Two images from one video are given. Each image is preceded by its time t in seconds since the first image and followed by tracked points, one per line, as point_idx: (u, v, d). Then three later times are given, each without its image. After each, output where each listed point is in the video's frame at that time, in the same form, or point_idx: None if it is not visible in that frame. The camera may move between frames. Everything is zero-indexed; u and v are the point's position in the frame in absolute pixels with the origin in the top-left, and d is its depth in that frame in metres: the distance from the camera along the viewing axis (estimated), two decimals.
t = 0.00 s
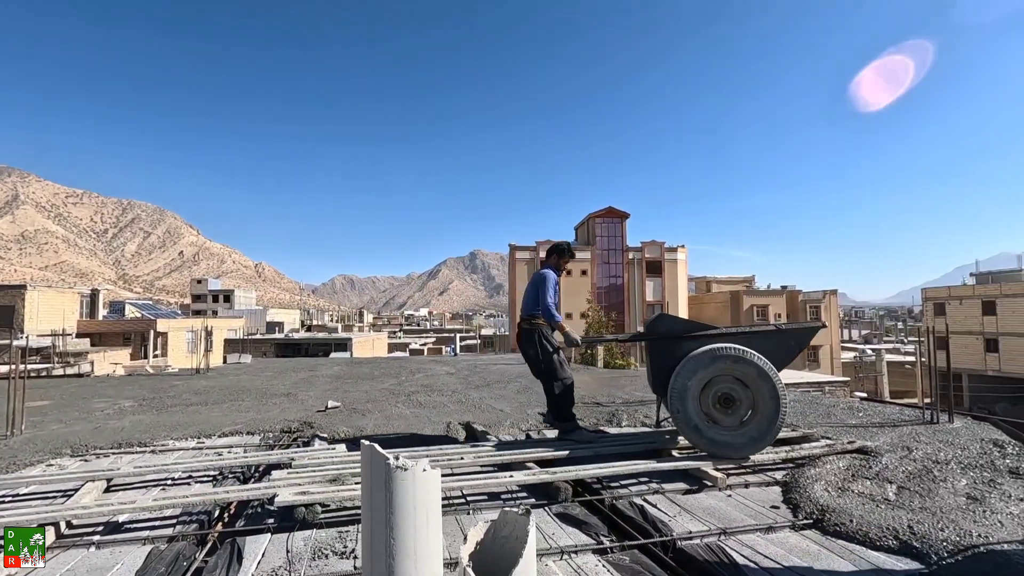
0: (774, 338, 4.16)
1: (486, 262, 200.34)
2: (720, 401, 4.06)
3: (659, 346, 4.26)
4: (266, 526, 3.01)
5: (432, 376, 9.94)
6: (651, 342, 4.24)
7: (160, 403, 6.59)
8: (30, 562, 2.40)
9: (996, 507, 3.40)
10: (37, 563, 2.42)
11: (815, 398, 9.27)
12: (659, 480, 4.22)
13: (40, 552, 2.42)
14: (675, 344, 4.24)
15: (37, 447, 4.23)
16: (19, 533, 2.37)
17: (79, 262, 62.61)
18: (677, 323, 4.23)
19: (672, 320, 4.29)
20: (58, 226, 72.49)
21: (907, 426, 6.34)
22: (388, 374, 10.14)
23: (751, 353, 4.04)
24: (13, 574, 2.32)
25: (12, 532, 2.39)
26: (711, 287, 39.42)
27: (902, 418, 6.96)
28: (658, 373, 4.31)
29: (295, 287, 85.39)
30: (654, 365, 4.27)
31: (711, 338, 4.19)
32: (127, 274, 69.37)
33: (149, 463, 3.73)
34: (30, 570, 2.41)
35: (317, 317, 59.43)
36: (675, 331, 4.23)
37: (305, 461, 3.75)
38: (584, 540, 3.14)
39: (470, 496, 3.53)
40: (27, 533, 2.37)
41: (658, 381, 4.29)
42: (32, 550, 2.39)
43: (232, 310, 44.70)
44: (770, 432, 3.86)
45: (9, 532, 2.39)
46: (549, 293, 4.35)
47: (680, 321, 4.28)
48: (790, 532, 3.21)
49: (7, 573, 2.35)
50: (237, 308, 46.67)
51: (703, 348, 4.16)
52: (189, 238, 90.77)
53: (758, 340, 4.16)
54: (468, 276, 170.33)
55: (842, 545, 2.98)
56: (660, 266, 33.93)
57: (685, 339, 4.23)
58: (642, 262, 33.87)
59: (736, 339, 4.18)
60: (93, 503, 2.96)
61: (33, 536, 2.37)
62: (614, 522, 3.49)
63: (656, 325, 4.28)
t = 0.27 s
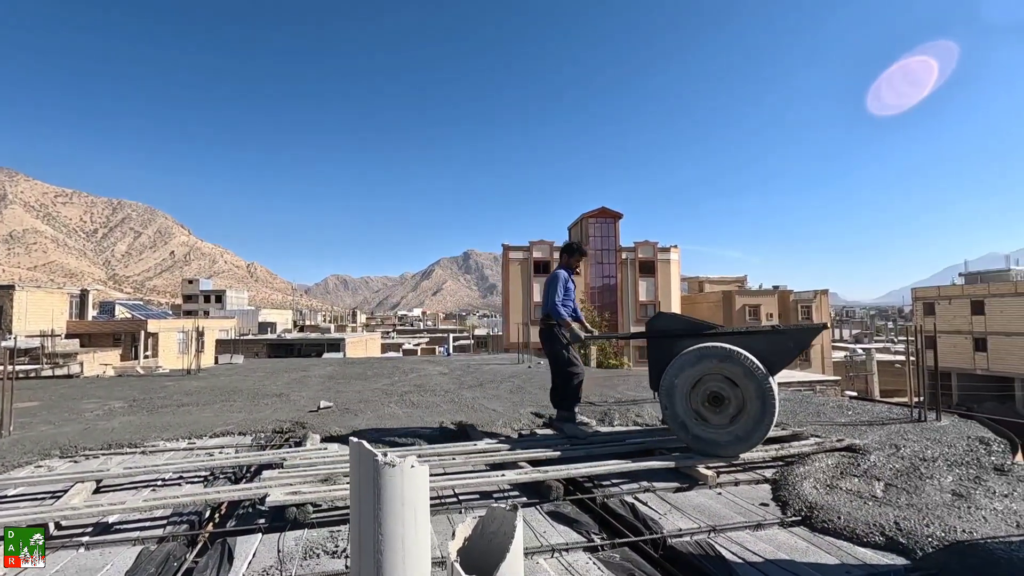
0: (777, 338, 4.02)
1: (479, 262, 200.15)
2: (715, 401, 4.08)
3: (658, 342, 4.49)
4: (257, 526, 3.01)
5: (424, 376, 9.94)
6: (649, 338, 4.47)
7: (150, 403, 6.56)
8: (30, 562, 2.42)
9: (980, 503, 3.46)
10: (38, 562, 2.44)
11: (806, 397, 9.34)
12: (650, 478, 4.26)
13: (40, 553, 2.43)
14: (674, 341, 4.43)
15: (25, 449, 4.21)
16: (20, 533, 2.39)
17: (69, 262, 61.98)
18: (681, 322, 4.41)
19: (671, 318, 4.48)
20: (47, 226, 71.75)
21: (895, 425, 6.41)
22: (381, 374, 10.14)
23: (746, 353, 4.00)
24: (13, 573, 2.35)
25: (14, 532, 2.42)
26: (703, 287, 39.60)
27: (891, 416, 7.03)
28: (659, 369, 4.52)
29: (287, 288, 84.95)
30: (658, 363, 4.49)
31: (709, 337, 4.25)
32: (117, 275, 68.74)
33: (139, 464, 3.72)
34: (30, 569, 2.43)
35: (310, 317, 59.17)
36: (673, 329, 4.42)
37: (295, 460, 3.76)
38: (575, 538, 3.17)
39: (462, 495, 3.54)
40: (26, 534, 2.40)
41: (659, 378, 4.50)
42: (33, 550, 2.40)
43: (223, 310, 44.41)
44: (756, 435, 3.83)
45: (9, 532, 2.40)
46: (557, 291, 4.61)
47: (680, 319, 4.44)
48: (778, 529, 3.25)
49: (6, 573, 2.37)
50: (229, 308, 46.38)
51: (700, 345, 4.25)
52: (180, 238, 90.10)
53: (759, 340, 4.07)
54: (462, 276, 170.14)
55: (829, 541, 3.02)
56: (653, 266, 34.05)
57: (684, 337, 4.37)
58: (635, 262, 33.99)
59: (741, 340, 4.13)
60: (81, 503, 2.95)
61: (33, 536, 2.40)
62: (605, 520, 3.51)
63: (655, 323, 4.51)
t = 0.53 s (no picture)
0: (773, 337, 3.93)
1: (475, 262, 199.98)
2: (710, 401, 4.09)
3: (660, 342, 4.62)
4: (253, 527, 3.00)
5: (420, 376, 9.92)
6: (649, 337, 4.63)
7: (144, 404, 6.54)
8: (29, 562, 2.44)
9: (973, 501, 3.48)
10: (37, 562, 2.46)
11: (800, 396, 9.38)
12: (645, 477, 4.27)
13: (39, 553, 2.46)
14: (675, 341, 4.53)
15: (18, 450, 4.19)
16: (20, 534, 2.44)
17: (61, 262, 61.51)
18: (686, 322, 4.47)
19: (672, 318, 4.59)
20: (39, 226, 71.18)
21: (889, 423, 6.45)
22: (376, 374, 10.12)
23: (738, 353, 3.97)
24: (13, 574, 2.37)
25: (15, 534, 2.46)
26: (698, 287, 39.70)
27: (884, 415, 7.08)
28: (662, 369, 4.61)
29: (282, 288, 84.57)
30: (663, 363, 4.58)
31: (706, 337, 4.27)
32: (110, 274, 68.22)
33: (133, 465, 3.70)
34: (30, 569, 2.45)
35: (305, 317, 58.95)
36: (674, 329, 4.54)
37: (291, 461, 3.75)
38: (571, 537, 3.17)
39: (458, 495, 3.54)
40: (26, 534, 2.46)
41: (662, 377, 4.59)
42: (32, 550, 2.44)
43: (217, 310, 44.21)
44: (746, 434, 3.80)
45: (8, 532, 2.46)
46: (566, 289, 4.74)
47: (681, 319, 4.53)
48: (774, 528, 3.26)
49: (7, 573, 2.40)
50: (223, 308, 46.17)
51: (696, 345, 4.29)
52: (173, 238, 89.59)
53: (754, 339, 4.01)
54: (457, 276, 170.03)
55: (824, 540, 3.04)
56: (648, 266, 34.12)
57: (684, 336, 4.46)
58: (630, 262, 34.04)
59: (741, 340, 4.07)
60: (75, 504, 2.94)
61: (33, 536, 2.44)
62: (602, 519, 3.52)
63: (657, 324, 4.65)
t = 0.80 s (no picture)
0: (773, 338, 3.91)
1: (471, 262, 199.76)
2: (708, 401, 4.09)
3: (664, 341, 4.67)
4: (249, 527, 2.98)
5: (416, 376, 9.90)
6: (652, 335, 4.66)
7: (138, 404, 6.51)
8: (29, 562, 2.44)
9: (968, 499, 3.50)
10: (36, 562, 2.45)
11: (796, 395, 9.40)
12: (642, 477, 4.27)
13: (39, 553, 2.46)
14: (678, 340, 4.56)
15: (10, 450, 4.16)
16: (20, 533, 2.43)
17: (53, 261, 61.06)
18: (690, 320, 4.48)
19: (675, 316, 4.62)
20: (31, 225, 70.64)
21: (884, 423, 6.48)
22: (372, 374, 10.09)
23: (736, 353, 3.96)
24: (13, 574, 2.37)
25: (17, 533, 2.45)
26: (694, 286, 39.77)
27: (880, 414, 7.10)
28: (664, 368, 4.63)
29: (277, 288, 84.23)
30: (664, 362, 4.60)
31: (708, 337, 4.29)
32: (103, 274, 67.78)
33: (128, 466, 3.68)
34: (30, 569, 2.45)
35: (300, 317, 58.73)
36: (677, 328, 4.57)
37: (287, 461, 3.73)
38: (568, 537, 3.17)
39: (455, 495, 3.53)
40: (27, 534, 2.44)
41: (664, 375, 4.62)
42: (32, 550, 2.44)
43: (212, 310, 43.99)
44: (741, 435, 3.80)
45: (8, 532, 2.45)
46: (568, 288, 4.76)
47: (684, 318, 4.56)
48: (771, 528, 3.27)
49: (5, 572, 2.40)
50: (218, 308, 45.94)
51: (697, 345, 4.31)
52: (167, 237, 89.07)
53: (754, 340, 4.01)
54: (453, 275, 169.86)
55: (820, 539, 3.05)
56: (644, 266, 34.16)
57: (686, 335, 4.50)
58: (626, 262, 34.07)
59: (743, 341, 4.07)
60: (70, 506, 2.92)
61: (33, 535, 2.44)
62: (599, 519, 3.51)
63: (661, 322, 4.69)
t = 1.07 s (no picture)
0: (770, 338, 3.91)
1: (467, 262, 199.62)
2: (704, 400, 4.10)
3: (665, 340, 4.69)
4: (244, 528, 2.96)
5: (413, 376, 9.87)
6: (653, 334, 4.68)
7: (133, 404, 6.47)
8: (29, 562, 2.42)
9: (963, 497, 3.52)
10: (36, 562, 2.44)
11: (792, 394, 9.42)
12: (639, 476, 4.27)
13: (39, 553, 2.43)
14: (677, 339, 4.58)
15: (4, 451, 4.13)
16: (20, 533, 2.41)
17: (48, 261, 60.72)
18: (690, 320, 4.49)
19: (676, 315, 4.64)
20: (25, 224, 70.23)
21: (879, 422, 6.51)
22: (368, 374, 10.06)
23: (733, 353, 3.96)
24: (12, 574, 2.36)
25: (16, 534, 2.42)
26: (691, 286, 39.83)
27: (875, 413, 7.14)
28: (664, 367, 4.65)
29: (273, 288, 83.98)
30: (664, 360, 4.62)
31: (706, 336, 4.30)
32: (98, 273, 67.41)
33: (122, 466, 3.66)
34: (31, 569, 2.44)
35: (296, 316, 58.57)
36: (677, 327, 4.59)
37: (283, 462, 3.72)
38: (565, 536, 3.17)
39: (452, 495, 3.53)
40: (27, 534, 2.42)
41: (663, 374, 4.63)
42: (32, 550, 2.41)
43: (208, 310, 43.83)
44: (735, 434, 3.80)
45: (8, 532, 2.43)
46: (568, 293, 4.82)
47: (685, 317, 4.57)
48: (768, 526, 3.27)
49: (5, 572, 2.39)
50: (213, 308, 45.78)
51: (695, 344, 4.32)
52: (163, 237, 88.66)
53: (752, 341, 4.01)
54: (450, 275, 169.72)
55: (816, 537, 3.06)
56: (640, 266, 34.20)
57: (686, 334, 4.51)
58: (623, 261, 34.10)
59: (741, 341, 4.07)
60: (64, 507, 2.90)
61: (33, 535, 2.41)
62: (595, 518, 3.51)
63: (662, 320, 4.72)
